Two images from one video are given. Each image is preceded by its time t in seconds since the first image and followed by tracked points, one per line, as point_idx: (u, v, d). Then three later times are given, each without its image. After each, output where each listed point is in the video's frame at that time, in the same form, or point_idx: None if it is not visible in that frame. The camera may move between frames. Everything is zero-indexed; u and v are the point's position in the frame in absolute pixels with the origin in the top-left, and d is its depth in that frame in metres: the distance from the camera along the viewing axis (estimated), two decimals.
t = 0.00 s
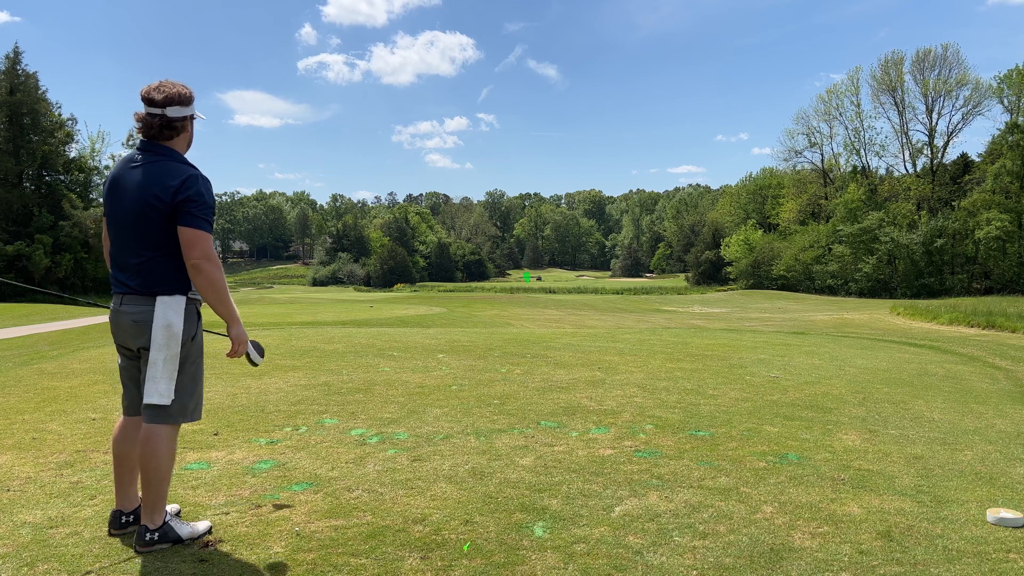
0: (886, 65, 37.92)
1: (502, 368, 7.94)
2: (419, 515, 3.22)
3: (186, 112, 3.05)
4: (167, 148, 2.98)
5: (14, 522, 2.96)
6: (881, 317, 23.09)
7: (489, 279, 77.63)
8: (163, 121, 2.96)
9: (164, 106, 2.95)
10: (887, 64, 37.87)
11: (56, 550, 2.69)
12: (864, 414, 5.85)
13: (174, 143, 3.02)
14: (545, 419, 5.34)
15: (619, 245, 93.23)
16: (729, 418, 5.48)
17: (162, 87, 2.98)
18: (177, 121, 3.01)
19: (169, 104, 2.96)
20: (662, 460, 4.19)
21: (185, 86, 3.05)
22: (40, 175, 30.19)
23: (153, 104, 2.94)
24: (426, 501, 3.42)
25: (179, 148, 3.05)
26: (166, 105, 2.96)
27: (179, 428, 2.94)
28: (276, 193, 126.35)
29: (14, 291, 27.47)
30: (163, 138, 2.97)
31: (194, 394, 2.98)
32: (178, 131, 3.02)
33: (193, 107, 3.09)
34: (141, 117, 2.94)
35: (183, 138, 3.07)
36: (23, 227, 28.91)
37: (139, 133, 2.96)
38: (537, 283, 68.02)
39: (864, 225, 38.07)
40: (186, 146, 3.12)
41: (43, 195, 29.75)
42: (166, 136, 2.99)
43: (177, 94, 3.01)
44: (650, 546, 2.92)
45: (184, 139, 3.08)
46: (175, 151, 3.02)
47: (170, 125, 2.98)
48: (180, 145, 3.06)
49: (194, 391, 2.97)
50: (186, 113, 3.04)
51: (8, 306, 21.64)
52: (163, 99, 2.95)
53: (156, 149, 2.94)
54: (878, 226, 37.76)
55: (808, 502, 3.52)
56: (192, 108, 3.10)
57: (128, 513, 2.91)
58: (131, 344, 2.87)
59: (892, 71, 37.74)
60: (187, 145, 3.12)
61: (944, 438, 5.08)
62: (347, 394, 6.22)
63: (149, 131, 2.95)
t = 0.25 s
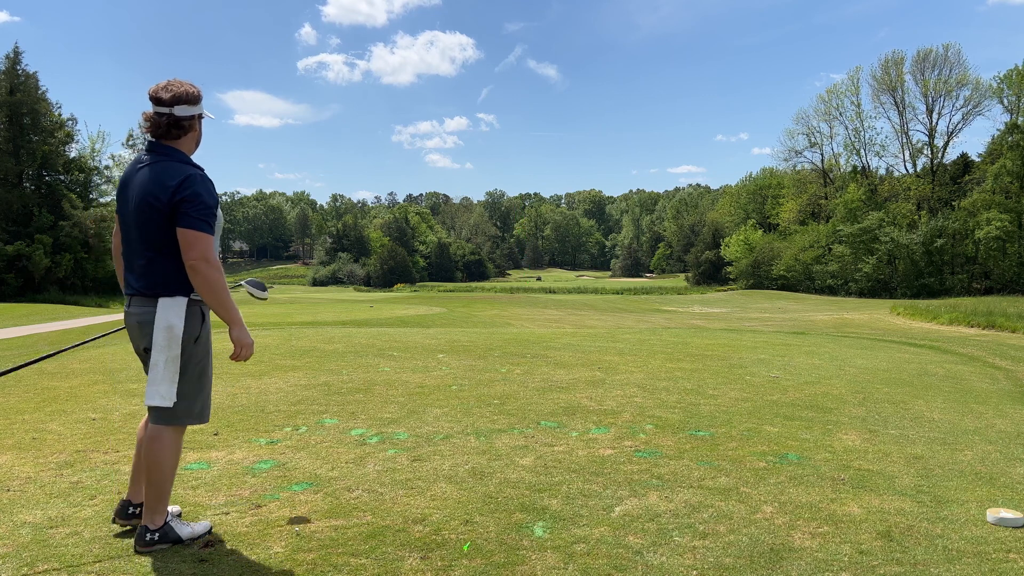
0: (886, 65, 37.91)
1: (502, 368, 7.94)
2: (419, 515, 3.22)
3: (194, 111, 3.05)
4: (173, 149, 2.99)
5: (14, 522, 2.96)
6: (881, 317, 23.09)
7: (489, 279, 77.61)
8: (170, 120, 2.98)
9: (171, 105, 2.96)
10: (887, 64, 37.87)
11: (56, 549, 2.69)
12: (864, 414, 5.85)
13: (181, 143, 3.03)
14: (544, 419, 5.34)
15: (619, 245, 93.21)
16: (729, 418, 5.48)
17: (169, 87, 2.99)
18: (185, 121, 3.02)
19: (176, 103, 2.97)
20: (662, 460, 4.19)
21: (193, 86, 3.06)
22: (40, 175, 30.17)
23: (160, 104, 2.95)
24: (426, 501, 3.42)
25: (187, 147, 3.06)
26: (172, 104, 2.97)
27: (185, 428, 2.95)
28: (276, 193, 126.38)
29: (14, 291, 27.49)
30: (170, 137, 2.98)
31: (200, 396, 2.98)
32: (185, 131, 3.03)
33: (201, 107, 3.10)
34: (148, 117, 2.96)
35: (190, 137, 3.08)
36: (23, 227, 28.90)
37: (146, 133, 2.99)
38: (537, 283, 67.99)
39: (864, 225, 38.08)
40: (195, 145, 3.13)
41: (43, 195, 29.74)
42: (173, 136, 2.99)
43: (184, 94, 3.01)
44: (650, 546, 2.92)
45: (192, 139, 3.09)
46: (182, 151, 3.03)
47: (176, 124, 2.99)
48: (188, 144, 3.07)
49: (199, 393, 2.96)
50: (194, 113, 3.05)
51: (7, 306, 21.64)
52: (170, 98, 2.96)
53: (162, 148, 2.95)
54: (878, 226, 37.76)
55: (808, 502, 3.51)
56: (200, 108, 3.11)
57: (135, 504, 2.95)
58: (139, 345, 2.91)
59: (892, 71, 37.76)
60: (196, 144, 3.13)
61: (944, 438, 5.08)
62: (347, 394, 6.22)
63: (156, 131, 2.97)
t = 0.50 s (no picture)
0: (886, 65, 37.90)
1: (502, 368, 7.94)
2: (420, 515, 3.22)
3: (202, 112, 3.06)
4: (180, 149, 3.00)
5: (14, 522, 2.96)
6: (881, 317, 23.10)
7: (489, 279, 77.60)
8: (178, 121, 2.99)
9: (180, 105, 2.98)
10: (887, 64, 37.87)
11: (56, 549, 2.70)
12: (863, 414, 5.86)
13: (190, 142, 3.05)
14: (544, 419, 5.34)
15: (619, 245, 93.20)
16: (729, 418, 5.48)
17: (178, 87, 3.01)
18: (194, 121, 3.04)
19: (185, 104, 2.99)
20: (662, 460, 4.19)
21: (203, 87, 3.08)
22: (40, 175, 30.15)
23: (167, 104, 2.97)
24: (426, 501, 3.42)
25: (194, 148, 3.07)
26: (180, 105, 2.99)
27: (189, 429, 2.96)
28: (276, 193, 126.44)
29: (14, 290, 27.49)
30: (178, 137, 3.00)
31: (205, 395, 2.97)
32: (193, 131, 3.04)
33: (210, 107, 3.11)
34: (157, 117, 2.98)
35: (198, 138, 3.09)
36: (23, 227, 28.90)
37: (155, 133, 3.01)
38: (537, 283, 67.96)
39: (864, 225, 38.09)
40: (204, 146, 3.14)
41: (43, 195, 29.73)
42: (180, 137, 3.01)
43: (192, 94, 3.03)
44: (650, 545, 2.92)
45: (201, 140, 3.10)
46: (188, 152, 3.04)
47: (183, 125, 3.00)
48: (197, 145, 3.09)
49: (201, 394, 2.95)
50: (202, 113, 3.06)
51: (7, 306, 21.64)
52: (178, 98, 2.97)
53: (168, 148, 2.96)
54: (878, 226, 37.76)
55: (807, 502, 3.52)
56: (209, 108, 3.12)
57: (189, 492, 3.17)
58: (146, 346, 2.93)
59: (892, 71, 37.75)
60: (205, 145, 3.15)
61: (944, 437, 5.08)
62: (347, 394, 6.23)
63: (164, 131, 2.99)
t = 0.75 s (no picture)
0: (886, 65, 37.90)
1: (502, 368, 7.94)
2: (419, 515, 3.22)
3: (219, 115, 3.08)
4: (195, 152, 3.03)
5: (14, 522, 2.96)
6: (881, 317, 23.10)
7: (489, 279, 77.62)
8: (195, 123, 3.02)
9: (197, 109, 3.01)
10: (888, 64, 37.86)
11: (56, 549, 2.69)
12: (864, 414, 5.85)
13: (206, 146, 3.06)
14: (545, 418, 5.34)
15: (619, 245, 93.16)
16: (729, 418, 5.48)
17: (197, 91, 3.05)
18: (210, 124, 3.06)
19: (201, 107, 3.02)
20: (662, 460, 4.19)
21: (222, 91, 3.10)
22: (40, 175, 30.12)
23: (184, 109, 3.00)
24: (426, 501, 3.42)
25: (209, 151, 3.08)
26: (197, 109, 3.01)
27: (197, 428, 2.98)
28: (276, 193, 126.44)
29: (14, 290, 27.49)
30: (194, 140, 3.02)
31: (210, 396, 2.97)
32: (211, 135, 3.06)
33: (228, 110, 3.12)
34: (175, 121, 3.03)
35: (216, 142, 3.11)
36: (23, 227, 28.89)
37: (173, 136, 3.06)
38: (537, 283, 67.93)
39: (864, 225, 38.11)
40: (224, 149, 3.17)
41: (43, 195, 29.70)
42: (195, 140, 3.03)
43: (209, 97, 3.05)
44: (650, 546, 2.92)
45: (218, 143, 3.12)
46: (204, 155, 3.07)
47: (199, 128, 3.02)
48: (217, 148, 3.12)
49: (205, 395, 2.95)
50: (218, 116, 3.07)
51: (7, 306, 21.63)
52: (196, 102, 3.01)
53: (182, 151, 2.99)
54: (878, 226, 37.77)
55: (808, 502, 3.52)
56: (228, 112, 3.13)
57: (261, 496, 3.15)
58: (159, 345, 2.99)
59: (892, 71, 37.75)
60: (223, 148, 3.16)
61: (944, 438, 5.08)
62: (348, 394, 6.23)
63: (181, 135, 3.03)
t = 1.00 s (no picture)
0: (887, 65, 37.90)
1: (502, 368, 7.94)
2: (419, 515, 3.23)
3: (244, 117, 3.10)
4: (220, 152, 3.07)
5: (14, 522, 2.96)
6: (881, 317, 23.10)
7: (489, 279, 77.62)
8: (221, 125, 3.06)
9: (223, 111, 3.05)
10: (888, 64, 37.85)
11: (56, 550, 2.69)
12: (863, 414, 5.86)
13: (231, 147, 3.09)
14: (545, 419, 5.34)
15: (619, 245, 93.15)
16: (729, 418, 5.48)
17: (223, 94, 3.09)
18: (236, 127, 3.09)
19: (227, 109, 3.05)
20: (662, 460, 4.19)
21: (250, 95, 3.13)
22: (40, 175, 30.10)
23: (212, 111, 3.06)
24: (426, 501, 3.42)
25: (233, 151, 3.11)
26: (223, 110, 3.06)
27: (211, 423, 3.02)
28: (276, 193, 126.47)
29: (14, 290, 27.49)
30: (219, 141, 3.06)
31: (224, 393, 2.98)
32: (236, 137, 3.09)
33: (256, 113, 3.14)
34: (203, 123, 3.09)
35: (243, 145, 3.14)
36: (23, 227, 28.89)
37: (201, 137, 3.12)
38: (537, 283, 67.92)
39: (864, 225, 38.12)
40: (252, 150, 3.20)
41: (43, 195, 29.69)
42: (221, 141, 3.07)
43: (235, 99, 3.08)
44: (650, 546, 2.92)
45: (243, 145, 3.14)
46: (230, 155, 3.10)
47: (224, 129, 3.06)
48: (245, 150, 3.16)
49: (219, 391, 2.96)
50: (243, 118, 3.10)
51: (7, 306, 21.63)
52: (222, 105, 3.05)
53: (206, 151, 3.03)
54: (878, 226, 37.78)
55: (808, 503, 3.51)
56: (254, 114, 3.15)
57: (267, 501, 3.15)
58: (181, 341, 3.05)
59: (892, 71, 37.76)
60: (248, 150, 3.18)
61: (944, 438, 5.08)
62: (348, 394, 6.23)
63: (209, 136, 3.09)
